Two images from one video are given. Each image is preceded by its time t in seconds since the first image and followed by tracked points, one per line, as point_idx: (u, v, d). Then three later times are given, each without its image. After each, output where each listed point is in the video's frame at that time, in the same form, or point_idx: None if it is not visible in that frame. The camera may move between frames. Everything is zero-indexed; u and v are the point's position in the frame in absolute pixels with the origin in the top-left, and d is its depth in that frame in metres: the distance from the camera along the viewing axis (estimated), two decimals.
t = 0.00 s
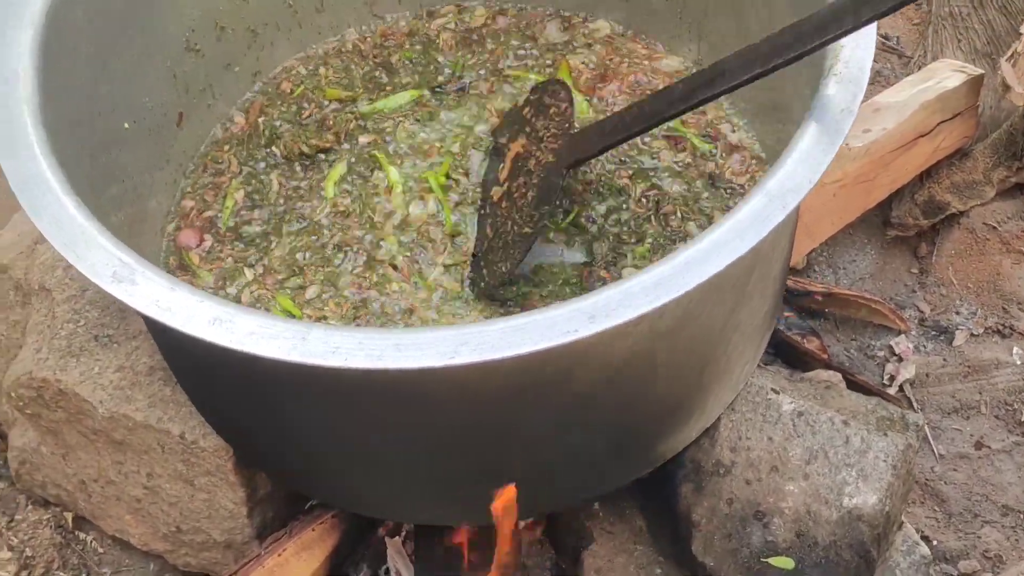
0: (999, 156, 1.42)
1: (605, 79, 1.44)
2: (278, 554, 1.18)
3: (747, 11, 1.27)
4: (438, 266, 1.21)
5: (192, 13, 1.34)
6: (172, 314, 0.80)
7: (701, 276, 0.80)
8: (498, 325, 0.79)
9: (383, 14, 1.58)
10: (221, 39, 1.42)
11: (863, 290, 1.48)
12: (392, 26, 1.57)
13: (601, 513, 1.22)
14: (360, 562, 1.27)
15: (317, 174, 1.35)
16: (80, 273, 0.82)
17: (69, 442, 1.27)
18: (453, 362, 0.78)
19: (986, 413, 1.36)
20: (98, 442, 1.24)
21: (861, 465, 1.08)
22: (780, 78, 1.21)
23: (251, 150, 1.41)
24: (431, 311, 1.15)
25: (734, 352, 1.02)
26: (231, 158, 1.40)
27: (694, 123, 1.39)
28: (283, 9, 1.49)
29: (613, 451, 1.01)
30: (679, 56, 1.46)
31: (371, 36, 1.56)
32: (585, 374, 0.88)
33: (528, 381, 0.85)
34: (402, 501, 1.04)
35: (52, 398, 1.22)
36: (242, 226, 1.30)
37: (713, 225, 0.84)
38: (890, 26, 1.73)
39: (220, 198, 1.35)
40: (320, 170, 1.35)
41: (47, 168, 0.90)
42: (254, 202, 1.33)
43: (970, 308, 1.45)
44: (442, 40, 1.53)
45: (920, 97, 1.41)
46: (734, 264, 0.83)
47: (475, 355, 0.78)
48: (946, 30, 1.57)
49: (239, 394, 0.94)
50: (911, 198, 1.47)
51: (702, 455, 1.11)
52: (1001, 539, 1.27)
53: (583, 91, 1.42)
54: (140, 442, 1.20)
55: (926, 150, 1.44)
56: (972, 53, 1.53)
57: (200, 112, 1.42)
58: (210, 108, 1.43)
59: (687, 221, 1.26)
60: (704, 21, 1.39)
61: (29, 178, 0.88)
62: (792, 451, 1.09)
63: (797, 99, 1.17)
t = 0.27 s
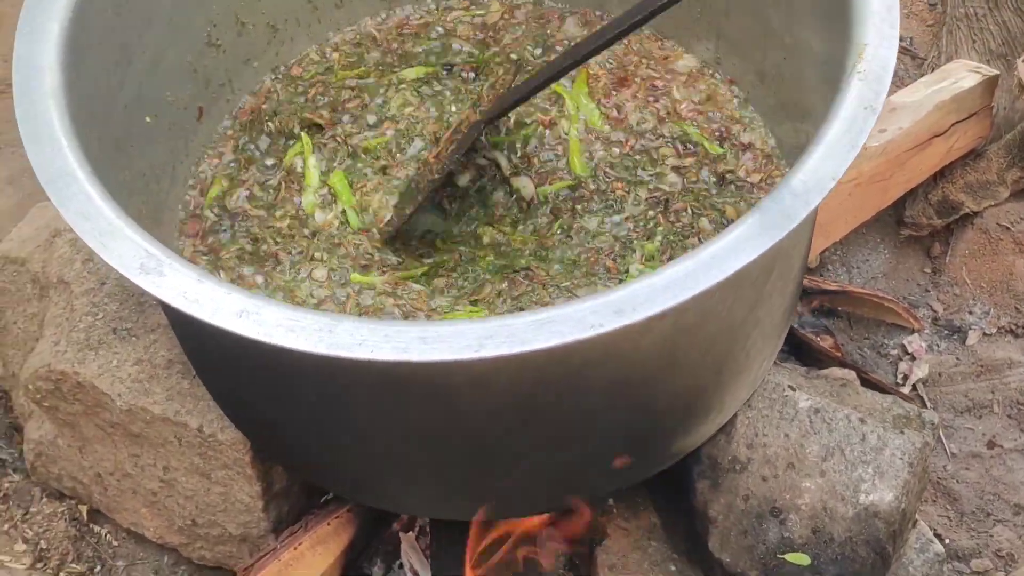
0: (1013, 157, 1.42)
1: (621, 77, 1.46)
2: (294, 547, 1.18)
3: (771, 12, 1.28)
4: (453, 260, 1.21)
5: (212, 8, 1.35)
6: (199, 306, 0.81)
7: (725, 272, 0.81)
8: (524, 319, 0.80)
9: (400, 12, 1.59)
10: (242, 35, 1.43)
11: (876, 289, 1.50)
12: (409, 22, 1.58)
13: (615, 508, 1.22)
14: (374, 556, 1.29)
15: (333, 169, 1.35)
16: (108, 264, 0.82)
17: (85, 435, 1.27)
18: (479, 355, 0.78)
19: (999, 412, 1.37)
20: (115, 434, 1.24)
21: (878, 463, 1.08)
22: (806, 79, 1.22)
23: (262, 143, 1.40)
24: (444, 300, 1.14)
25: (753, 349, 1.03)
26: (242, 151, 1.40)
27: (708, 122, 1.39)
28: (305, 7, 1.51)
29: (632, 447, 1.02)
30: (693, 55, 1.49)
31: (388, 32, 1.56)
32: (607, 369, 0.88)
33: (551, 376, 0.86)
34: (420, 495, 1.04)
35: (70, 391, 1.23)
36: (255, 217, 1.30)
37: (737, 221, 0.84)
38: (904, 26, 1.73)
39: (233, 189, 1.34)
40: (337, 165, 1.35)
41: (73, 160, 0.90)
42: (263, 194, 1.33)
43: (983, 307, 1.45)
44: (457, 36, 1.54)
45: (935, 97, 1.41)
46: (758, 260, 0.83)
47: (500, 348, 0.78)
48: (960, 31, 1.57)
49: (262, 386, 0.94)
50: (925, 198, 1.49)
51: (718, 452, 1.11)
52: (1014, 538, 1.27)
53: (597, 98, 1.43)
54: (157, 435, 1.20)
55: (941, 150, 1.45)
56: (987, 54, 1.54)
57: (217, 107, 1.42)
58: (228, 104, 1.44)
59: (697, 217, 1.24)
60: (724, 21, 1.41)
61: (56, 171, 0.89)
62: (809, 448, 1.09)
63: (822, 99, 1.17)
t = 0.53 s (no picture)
0: (1015, 156, 1.42)
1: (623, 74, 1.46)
2: (294, 544, 1.18)
3: (777, 11, 1.28)
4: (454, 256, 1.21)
5: (215, 5, 1.35)
6: (200, 300, 0.81)
7: (727, 268, 0.80)
8: (525, 315, 0.80)
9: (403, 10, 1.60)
10: (243, 31, 1.43)
11: (878, 288, 1.49)
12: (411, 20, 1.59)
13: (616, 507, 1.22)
14: (374, 553, 1.29)
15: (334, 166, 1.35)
16: (109, 259, 0.82)
17: (85, 431, 1.27)
18: (480, 351, 0.78)
19: (1000, 412, 1.37)
20: (114, 431, 1.24)
21: (879, 461, 1.08)
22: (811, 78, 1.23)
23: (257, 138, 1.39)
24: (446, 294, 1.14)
25: (754, 346, 1.02)
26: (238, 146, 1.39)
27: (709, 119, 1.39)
28: (306, 4, 1.52)
29: (633, 444, 1.01)
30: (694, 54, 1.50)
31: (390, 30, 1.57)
32: (608, 365, 0.88)
33: (552, 372, 0.85)
34: (420, 491, 1.04)
35: (70, 386, 1.23)
36: (254, 211, 1.29)
37: (739, 217, 0.84)
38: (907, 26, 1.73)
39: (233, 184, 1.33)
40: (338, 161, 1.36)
41: (75, 154, 0.90)
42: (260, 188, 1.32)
43: (984, 307, 1.45)
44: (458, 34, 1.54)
45: (938, 96, 1.41)
46: (759, 257, 0.83)
47: (501, 344, 0.78)
48: (962, 31, 1.57)
49: (262, 381, 0.94)
50: (927, 197, 1.49)
51: (719, 450, 1.11)
52: (1015, 537, 1.27)
53: (596, 100, 1.41)
54: (157, 432, 1.20)
55: (943, 149, 1.45)
56: (989, 54, 1.54)
57: (218, 104, 1.42)
58: (229, 100, 1.44)
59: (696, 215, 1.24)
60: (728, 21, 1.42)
61: (57, 165, 0.89)
62: (810, 447, 1.09)
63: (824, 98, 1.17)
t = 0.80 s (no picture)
0: (1018, 157, 1.42)
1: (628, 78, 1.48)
2: (300, 542, 1.18)
3: (778, 9, 1.28)
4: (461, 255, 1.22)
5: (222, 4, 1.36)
6: (209, 297, 0.81)
7: (733, 266, 0.81)
8: (533, 312, 0.80)
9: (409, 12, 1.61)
10: (249, 29, 1.44)
11: (881, 288, 1.50)
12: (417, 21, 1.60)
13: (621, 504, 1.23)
14: (379, 552, 1.28)
15: (340, 164, 1.36)
16: (118, 255, 0.83)
17: (91, 428, 1.27)
18: (488, 347, 0.78)
19: (1003, 411, 1.37)
20: (121, 428, 1.25)
21: (883, 459, 1.08)
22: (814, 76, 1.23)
23: (265, 140, 1.41)
24: (454, 295, 1.15)
25: (759, 344, 1.03)
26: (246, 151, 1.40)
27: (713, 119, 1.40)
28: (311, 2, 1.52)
29: (638, 441, 1.02)
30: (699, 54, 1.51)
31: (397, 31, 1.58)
32: (614, 363, 0.88)
33: (558, 369, 0.86)
34: (426, 488, 1.04)
35: (77, 384, 1.23)
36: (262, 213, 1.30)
37: (745, 215, 0.84)
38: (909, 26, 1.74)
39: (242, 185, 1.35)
40: (344, 161, 1.36)
41: (83, 152, 0.90)
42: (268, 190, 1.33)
43: (987, 306, 1.46)
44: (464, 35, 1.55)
45: (941, 96, 1.42)
46: (766, 254, 0.84)
47: (509, 341, 0.79)
48: (966, 31, 1.58)
49: (270, 378, 0.94)
50: (930, 197, 1.49)
51: (724, 448, 1.11)
52: (1018, 536, 1.27)
53: (600, 102, 1.43)
54: (163, 429, 1.20)
55: (946, 149, 1.46)
56: (992, 54, 1.54)
57: (224, 103, 1.43)
58: (235, 99, 1.45)
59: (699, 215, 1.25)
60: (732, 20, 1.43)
61: (66, 162, 0.89)
62: (814, 445, 1.09)
63: (829, 98, 1.18)
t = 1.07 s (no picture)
0: (1020, 152, 1.42)
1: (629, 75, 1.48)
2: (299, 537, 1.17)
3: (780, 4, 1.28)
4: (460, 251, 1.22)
5: None
6: (207, 290, 0.80)
7: (734, 258, 0.80)
8: (532, 304, 0.80)
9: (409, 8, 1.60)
10: (249, 24, 1.43)
11: (882, 284, 1.49)
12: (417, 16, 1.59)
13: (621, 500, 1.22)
14: (378, 547, 1.25)
15: (339, 160, 1.35)
16: (116, 248, 0.82)
17: (89, 423, 1.27)
18: (487, 340, 0.78)
19: (1004, 407, 1.36)
20: (119, 423, 1.24)
21: (884, 455, 1.08)
22: (815, 72, 1.23)
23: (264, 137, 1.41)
24: (455, 291, 1.15)
25: (760, 339, 1.02)
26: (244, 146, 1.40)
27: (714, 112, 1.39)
28: None
29: (638, 436, 1.01)
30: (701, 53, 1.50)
31: (397, 27, 1.58)
32: (614, 356, 0.88)
33: (558, 362, 0.85)
34: (424, 483, 1.04)
35: (74, 379, 1.22)
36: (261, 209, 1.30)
37: (746, 207, 0.84)
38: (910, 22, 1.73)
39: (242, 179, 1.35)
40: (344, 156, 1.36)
41: (81, 144, 0.90)
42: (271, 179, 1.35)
43: (989, 302, 1.45)
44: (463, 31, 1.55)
45: (943, 91, 1.41)
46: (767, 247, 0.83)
47: (508, 334, 0.78)
48: (968, 26, 1.57)
49: (268, 372, 0.94)
50: (931, 193, 1.49)
51: (724, 443, 1.11)
52: (1019, 533, 1.27)
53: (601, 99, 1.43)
54: (162, 424, 1.20)
55: (948, 144, 1.45)
56: (994, 49, 1.53)
57: (223, 98, 1.43)
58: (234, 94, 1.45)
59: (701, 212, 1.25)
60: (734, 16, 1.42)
61: (64, 155, 0.89)
62: (815, 440, 1.09)
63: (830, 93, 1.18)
